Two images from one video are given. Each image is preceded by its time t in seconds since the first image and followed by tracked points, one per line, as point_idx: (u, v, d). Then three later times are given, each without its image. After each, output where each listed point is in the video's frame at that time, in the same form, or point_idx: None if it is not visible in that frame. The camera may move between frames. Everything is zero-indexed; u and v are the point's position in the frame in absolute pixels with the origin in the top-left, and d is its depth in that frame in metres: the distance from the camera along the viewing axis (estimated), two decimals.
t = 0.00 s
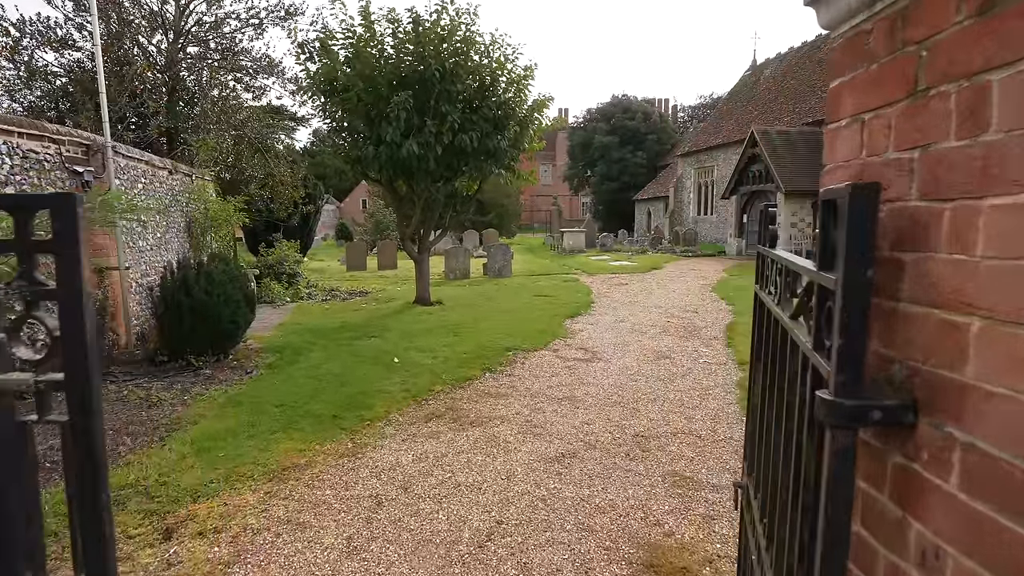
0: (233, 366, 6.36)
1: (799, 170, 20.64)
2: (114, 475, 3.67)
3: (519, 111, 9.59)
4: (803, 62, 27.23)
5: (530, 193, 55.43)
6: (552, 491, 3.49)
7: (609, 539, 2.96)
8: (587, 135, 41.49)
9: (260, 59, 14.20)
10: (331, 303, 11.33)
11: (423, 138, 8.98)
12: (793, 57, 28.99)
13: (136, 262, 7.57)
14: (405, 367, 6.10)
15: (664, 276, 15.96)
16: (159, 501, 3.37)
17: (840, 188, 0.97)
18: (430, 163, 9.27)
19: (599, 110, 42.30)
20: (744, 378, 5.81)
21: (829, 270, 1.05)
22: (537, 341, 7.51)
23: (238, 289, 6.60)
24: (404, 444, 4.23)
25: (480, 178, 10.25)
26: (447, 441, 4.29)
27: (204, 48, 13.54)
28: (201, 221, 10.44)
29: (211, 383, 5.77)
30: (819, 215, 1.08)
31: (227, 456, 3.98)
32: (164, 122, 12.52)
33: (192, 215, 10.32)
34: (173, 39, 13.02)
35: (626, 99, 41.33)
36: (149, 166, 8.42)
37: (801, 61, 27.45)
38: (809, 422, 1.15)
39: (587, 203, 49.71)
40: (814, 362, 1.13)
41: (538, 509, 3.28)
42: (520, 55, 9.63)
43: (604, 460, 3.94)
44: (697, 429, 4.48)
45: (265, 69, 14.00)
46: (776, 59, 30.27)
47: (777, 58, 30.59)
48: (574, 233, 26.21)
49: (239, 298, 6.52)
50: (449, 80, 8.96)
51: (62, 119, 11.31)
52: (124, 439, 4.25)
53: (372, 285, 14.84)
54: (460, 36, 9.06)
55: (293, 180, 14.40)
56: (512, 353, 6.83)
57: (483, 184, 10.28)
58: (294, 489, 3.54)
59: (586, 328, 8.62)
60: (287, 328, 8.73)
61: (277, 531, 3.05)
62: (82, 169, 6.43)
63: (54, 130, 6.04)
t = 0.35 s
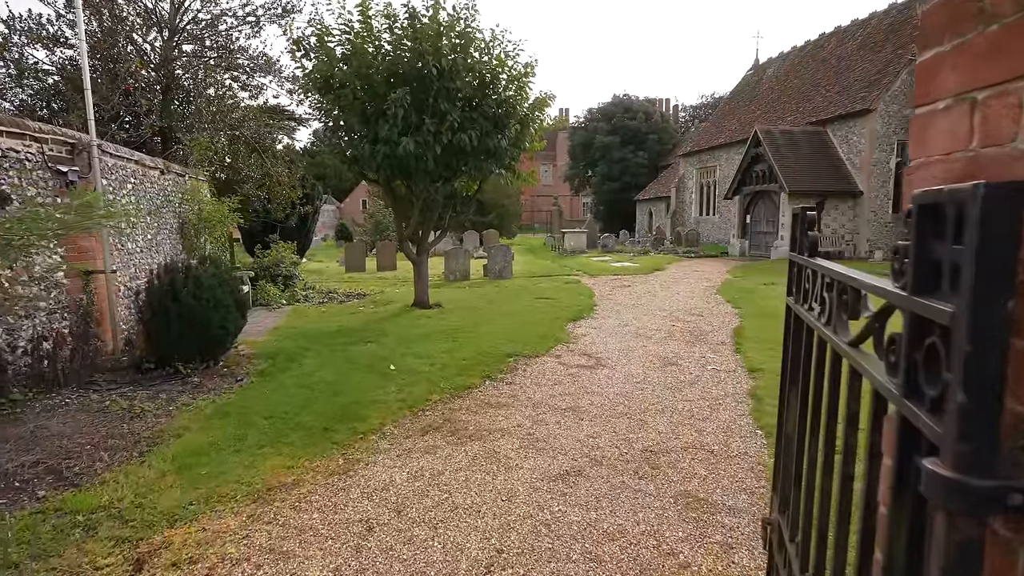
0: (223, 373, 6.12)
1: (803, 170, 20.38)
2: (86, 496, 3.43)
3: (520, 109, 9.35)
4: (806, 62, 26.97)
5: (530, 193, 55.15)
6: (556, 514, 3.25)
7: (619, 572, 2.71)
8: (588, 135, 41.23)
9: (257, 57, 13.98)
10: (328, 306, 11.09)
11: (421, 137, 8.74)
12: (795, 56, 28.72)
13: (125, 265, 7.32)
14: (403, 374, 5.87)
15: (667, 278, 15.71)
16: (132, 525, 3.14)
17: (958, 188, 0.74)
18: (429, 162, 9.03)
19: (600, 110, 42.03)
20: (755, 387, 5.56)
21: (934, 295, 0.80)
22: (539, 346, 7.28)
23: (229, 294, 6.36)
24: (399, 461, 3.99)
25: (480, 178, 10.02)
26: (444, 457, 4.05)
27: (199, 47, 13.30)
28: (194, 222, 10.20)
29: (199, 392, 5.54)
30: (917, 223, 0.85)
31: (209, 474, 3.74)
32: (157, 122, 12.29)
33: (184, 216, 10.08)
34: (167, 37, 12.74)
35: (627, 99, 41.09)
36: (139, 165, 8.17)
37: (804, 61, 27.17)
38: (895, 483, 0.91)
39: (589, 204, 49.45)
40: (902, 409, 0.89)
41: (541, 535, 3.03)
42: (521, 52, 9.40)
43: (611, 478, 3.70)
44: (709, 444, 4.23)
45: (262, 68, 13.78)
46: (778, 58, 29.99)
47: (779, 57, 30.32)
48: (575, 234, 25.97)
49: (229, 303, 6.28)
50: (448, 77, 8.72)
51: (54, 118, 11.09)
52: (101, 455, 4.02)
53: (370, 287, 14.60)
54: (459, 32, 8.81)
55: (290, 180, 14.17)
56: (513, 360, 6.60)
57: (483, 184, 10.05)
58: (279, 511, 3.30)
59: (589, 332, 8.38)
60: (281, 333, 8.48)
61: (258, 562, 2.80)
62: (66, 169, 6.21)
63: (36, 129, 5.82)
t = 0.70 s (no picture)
0: (214, 379, 5.90)
1: (807, 169, 20.15)
2: (58, 514, 3.22)
3: (520, 106, 9.13)
4: (809, 60, 26.72)
5: (531, 194, 54.90)
6: (559, 536, 3.01)
7: None
8: (589, 135, 40.99)
9: (254, 55, 13.77)
10: (325, 307, 10.87)
11: (420, 134, 8.52)
12: (798, 54, 28.45)
13: (114, 266, 7.09)
14: (400, 379, 5.66)
15: (669, 279, 15.48)
16: (104, 547, 2.91)
17: None
18: (428, 160, 8.81)
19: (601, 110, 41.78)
20: (766, 392, 5.34)
21: None
22: (541, 349, 7.05)
23: (219, 295, 6.15)
24: (393, 474, 3.76)
25: (480, 176, 9.81)
26: (441, 470, 3.83)
27: (195, 44, 13.09)
28: (187, 222, 9.98)
29: (188, 399, 5.32)
30: None
31: (191, 489, 3.51)
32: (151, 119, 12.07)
33: (178, 215, 9.87)
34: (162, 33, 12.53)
35: (628, 99, 40.82)
36: (129, 163, 7.94)
37: (807, 59, 26.93)
38: None
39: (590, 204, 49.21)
40: None
41: (544, 559, 2.80)
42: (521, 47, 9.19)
43: (619, 494, 3.47)
44: (721, 455, 4.00)
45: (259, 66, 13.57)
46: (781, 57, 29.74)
47: (781, 56, 30.06)
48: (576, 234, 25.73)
49: (219, 305, 6.07)
50: (447, 73, 8.49)
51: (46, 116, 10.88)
52: (76, 468, 3.79)
53: (369, 287, 14.39)
54: (457, 26, 8.59)
55: (288, 180, 13.99)
56: (514, 364, 6.38)
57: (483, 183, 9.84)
58: (263, 531, 3.08)
59: (592, 335, 8.16)
60: (275, 336, 8.26)
61: None
62: (51, 166, 5.98)
63: (17, 124, 5.58)
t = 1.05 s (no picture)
0: (205, 386, 5.67)
1: (812, 169, 19.90)
2: (25, 540, 2.97)
3: (522, 102, 8.89)
4: (814, 59, 26.44)
5: (532, 194, 54.61)
6: (567, 566, 2.75)
7: None
8: (591, 135, 40.71)
9: (253, 52, 13.50)
10: (323, 310, 10.63)
11: (420, 132, 8.29)
12: (802, 53, 28.17)
13: (102, 267, 6.85)
14: (398, 387, 5.42)
15: (673, 280, 15.21)
16: None
17: None
18: (427, 159, 8.57)
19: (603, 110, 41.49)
20: (781, 401, 5.09)
21: None
22: (544, 355, 6.80)
23: (209, 298, 5.90)
24: (388, 493, 3.51)
25: (481, 175, 9.57)
26: (441, 488, 3.58)
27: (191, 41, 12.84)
28: (181, 222, 9.75)
29: (176, 408, 5.08)
30: None
31: (171, 511, 3.26)
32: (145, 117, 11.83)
33: (171, 215, 9.63)
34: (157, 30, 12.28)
35: (630, 98, 40.52)
36: (119, 161, 7.69)
37: (811, 58, 26.64)
38: None
39: (591, 205, 48.90)
40: None
41: None
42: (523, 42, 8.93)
43: (630, 518, 3.21)
44: (740, 472, 3.75)
45: (256, 64, 13.33)
46: (784, 56, 29.45)
47: (785, 55, 29.76)
48: (578, 234, 25.47)
49: (209, 309, 5.82)
50: (447, 68, 8.25)
51: (36, 113, 10.64)
52: (51, 485, 3.56)
53: (368, 289, 14.15)
54: (457, 20, 8.35)
55: (286, 179, 13.74)
56: (517, 371, 6.14)
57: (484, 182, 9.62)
58: (247, 559, 2.83)
59: (596, 340, 7.92)
60: (270, 340, 8.01)
61: None
62: (33, 164, 5.72)
63: None
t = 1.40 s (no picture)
0: (196, 394, 5.45)
1: (818, 169, 19.66)
2: None
3: (525, 99, 8.67)
4: (818, 59, 26.17)
5: (534, 194, 54.40)
6: None
7: None
8: (593, 135, 40.50)
9: (251, 49, 13.30)
10: (322, 312, 10.40)
11: (421, 130, 8.06)
12: (807, 53, 27.92)
13: (93, 268, 6.65)
14: (399, 394, 5.21)
15: (678, 282, 14.98)
16: None
17: None
18: (429, 158, 8.35)
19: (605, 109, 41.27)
20: (800, 411, 4.86)
21: None
22: (549, 361, 6.58)
23: (201, 302, 5.68)
24: (388, 513, 3.29)
25: (484, 175, 9.35)
26: (443, 509, 3.34)
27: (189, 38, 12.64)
28: (177, 222, 9.55)
29: (165, 418, 4.86)
30: None
31: (153, 535, 3.04)
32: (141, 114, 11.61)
33: (167, 215, 9.41)
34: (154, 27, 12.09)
35: (632, 98, 40.29)
36: (112, 160, 7.51)
37: (816, 58, 26.38)
38: None
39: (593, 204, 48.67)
40: None
41: None
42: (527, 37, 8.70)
43: (646, 544, 2.98)
44: (762, 491, 3.51)
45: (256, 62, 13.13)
46: (789, 55, 29.19)
47: (789, 54, 29.51)
48: (581, 235, 25.25)
49: (202, 313, 5.61)
50: (449, 65, 8.02)
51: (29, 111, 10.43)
52: (27, 506, 3.33)
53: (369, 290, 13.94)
54: (459, 15, 8.12)
55: (285, 179, 13.53)
56: (522, 378, 5.91)
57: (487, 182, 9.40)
58: None
59: (602, 344, 7.69)
60: (267, 343, 7.80)
61: None
62: (21, 162, 5.50)
63: None
